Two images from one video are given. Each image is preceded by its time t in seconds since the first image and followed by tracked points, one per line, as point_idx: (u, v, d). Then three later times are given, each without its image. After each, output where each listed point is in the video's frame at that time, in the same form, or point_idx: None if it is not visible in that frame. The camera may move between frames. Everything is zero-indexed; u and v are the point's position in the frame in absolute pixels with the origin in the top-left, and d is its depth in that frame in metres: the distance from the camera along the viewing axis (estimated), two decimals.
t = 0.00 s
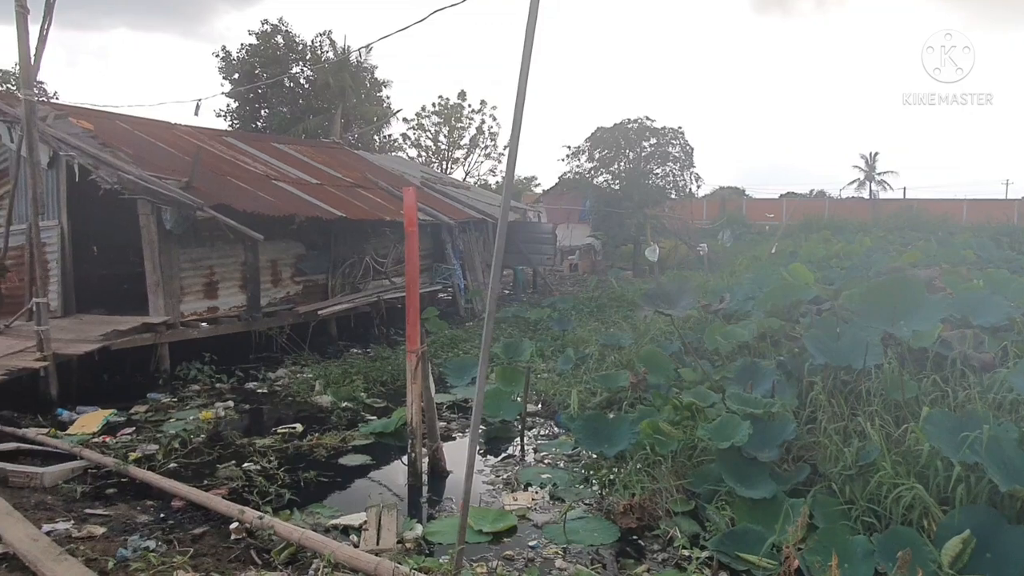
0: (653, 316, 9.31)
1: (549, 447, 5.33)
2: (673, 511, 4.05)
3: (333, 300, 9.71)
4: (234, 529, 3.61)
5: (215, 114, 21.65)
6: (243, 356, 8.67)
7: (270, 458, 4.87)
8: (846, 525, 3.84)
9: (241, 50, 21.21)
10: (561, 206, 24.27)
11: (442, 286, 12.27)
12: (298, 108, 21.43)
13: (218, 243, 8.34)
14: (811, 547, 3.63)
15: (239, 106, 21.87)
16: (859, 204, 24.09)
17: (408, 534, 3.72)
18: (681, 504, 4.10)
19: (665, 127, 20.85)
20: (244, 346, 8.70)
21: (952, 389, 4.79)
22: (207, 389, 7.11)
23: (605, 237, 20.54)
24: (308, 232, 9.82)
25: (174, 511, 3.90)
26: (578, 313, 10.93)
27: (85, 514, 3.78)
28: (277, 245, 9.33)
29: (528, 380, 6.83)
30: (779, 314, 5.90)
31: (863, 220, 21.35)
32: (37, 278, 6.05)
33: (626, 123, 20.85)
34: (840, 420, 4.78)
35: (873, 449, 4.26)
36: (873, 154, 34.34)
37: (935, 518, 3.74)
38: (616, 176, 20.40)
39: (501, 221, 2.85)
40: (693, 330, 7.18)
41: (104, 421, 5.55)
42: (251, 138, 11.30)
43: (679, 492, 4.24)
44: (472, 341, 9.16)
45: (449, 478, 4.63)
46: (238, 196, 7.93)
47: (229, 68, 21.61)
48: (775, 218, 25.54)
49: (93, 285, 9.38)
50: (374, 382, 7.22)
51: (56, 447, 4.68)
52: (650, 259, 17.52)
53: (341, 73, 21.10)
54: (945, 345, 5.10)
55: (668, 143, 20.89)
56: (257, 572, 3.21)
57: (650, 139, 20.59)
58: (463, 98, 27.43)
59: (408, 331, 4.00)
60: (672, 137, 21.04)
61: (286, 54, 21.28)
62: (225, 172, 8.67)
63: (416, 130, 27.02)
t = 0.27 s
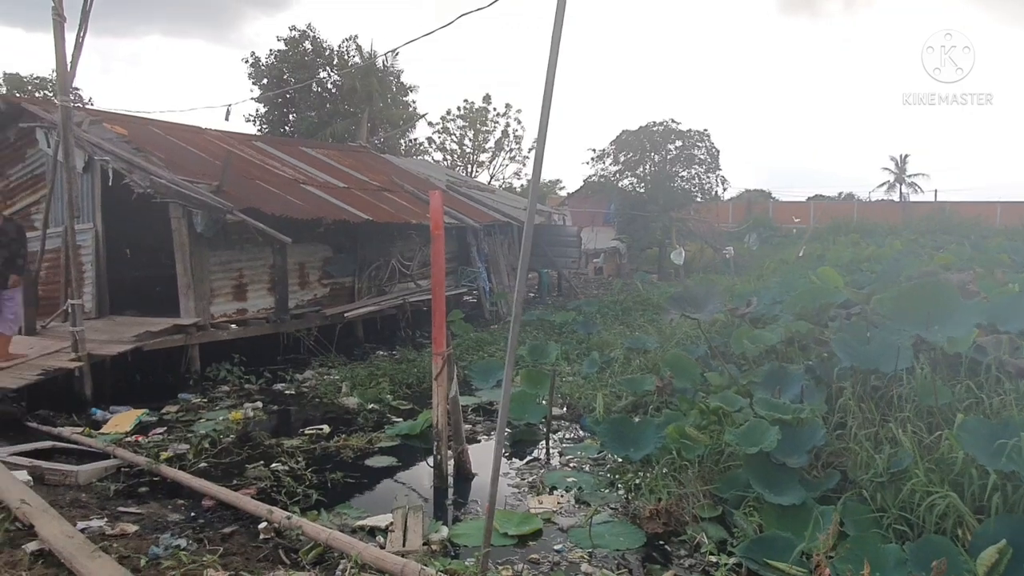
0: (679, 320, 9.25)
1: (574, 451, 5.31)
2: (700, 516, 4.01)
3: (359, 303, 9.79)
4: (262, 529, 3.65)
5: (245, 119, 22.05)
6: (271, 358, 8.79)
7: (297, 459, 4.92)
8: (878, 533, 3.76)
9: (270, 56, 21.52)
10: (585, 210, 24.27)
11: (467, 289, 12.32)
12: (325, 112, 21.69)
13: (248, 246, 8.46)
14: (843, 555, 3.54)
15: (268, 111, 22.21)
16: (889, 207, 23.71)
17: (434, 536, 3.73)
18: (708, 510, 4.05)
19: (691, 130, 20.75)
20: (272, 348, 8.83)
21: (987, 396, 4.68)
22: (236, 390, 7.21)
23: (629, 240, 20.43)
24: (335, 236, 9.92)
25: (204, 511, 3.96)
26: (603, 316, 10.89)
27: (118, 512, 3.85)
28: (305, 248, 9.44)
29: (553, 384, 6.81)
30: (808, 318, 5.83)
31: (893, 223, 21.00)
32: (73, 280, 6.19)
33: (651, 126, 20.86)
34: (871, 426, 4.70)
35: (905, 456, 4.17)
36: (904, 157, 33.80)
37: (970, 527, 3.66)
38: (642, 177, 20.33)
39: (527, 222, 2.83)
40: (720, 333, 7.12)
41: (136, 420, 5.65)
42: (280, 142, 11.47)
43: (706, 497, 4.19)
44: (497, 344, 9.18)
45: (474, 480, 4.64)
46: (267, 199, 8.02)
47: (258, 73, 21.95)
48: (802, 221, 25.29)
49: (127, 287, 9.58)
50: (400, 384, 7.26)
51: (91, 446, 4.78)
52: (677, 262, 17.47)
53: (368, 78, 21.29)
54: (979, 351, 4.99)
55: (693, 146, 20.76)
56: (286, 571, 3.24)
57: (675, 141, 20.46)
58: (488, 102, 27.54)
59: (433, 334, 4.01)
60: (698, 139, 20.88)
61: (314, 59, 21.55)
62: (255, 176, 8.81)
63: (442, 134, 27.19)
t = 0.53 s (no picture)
0: (704, 323, 9.19)
1: (597, 454, 5.29)
2: (725, 521, 3.97)
3: (382, 306, 9.85)
4: (287, 530, 3.68)
5: (271, 124, 22.36)
6: (296, 360, 8.88)
7: (322, 460, 4.96)
8: (907, 540, 3.68)
9: (295, 61, 21.78)
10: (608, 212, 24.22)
11: (490, 292, 12.35)
12: (349, 116, 21.88)
13: (273, 249, 8.57)
14: (872, 562, 3.46)
15: (294, 116, 22.47)
16: (916, 209, 23.38)
17: (457, 539, 3.73)
18: (733, 515, 4.00)
19: (714, 132, 20.63)
20: (297, 350, 8.92)
21: (1020, 401, 4.58)
22: (262, 392, 7.28)
23: (652, 243, 20.60)
24: (359, 239, 10.00)
25: (231, 511, 4.00)
26: (626, 319, 10.85)
27: (147, 512, 3.91)
28: (330, 251, 9.52)
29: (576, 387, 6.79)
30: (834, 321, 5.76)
31: (920, 225, 20.68)
32: (103, 283, 6.30)
33: (674, 129, 20.87)
34: (900, 431, 4.62)
35: (936, 462, 4.09)
36: (931, 158, 33.30)
37: (1004, 535, 3.57)
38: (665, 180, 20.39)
39: (551, 226, 2.82)
40: (746, 337, 7.06)
41: (165, 421, 5.74)
42: (306, 147, 11.62)
43: (731, 502, 4.15)
44: (520, 347, 9.19)
45: (497, 483, 4.64)
46: (293, 203, 8.10)
47: (284, 78, 22.22)
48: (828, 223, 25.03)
49: (155, 290, 9.74)
50: (423, 387, 7.30)
51: (121, 447, 4.87)
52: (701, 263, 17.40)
53: (392, 82, 21.46)
54: (1012, 355, 4.88)
55: (716, 148, 20.70)
56: (311, 572, 3.27)
57: (698, 144, 20.42)
58: (511, 105, 27.61)
59: (457, 337, 4.03)
60: (721, 141, 20.82)
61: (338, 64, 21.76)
62: (280, 180, 8.92)
63: (464, 137, 27.31)
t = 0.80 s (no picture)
0: (725, 324, 9.13)
1: (618, 455, 5.28)
2: (747, 523, 3.93)
3: (403, 305, 9.90)
4: (310, 528, 3.72)
5: (293, 126, 22.57)
6: (318, 360, 8.96)
7: (344, 459, 4.99)
8: (934, 544, 3.62)
9: (317, 63, 21.97)
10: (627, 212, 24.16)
11: (510, 292, 12.37)
12: (370, 118, 22.02)
13: (295, 250, 8.65)
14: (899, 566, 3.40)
15: (315, 118, 22.67)
16: (942, 208, 23.06)
17: (478, 538, 3.74)
18: (755, 517, 3.97)
19: (735, 131, 20.01)
20: (319, 350, 8.99)
21: None
22: (285, 391, 7.35)
23: (672, 243, 20.69)
24: (380, 239, 10.06)
25: (254, 510, 4.04)
26: (646, 319, 10.82)
27: (172, 509, 3.96)
28: (351, 251, 9.59)
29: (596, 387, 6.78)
30: (858, 322, 5.70)
31: (945, 224, 20.38)
32: (129, 284, 6.39)
33: (694, 127, 20.40)
34: (926, 433, 4.55)
35: (963, 464, 4.02)
36: (957, 156, 32.85)
37: None
38: (685, 180, 20.19)
39: (572, 225, 2.81)
40: (768, 337, 7.00)
41: (190, 420, 5.82)
42: (327, 148, 11.72)
43: (753, 504, 4.11)
44: (540, 347, 9.19)
45: (518, 483, 4.64)
46: (315, 204, 8.16)
47: (305, 81, 22.42)
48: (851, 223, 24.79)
49: (179, 290, 9.87)
50: (443, 387, 7.32)
51: (147, 445, 4.94)
52: (722, 263, 17.31)
53: (412, 84, 21.56)
54: None
55: (737, 147, 20.15)
56: (334, 570, 3.29)
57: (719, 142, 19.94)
58: (530, 106, 27.63)
59: (477, 337, 4.04)
60: (742, 139, 20.18)
61: (359, 66, 21.90)
62: (302, 181, 9.00)
63: (484, 137, 27.37)
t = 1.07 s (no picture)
0: (745, 322, 9.07)
1: (637, 454, 5.26)
2: (768, 524, 3.90)
3: (421, 305, 9.93)
4: (330, 526, 3.74)
5: (311, 127, 22.72)
6: (337, 359, 9.02)
7: (363, 458, 5.02)
8: (958, 545, 3.55)
9: (334, 64, 22.08)
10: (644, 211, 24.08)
11: (527, 292, 12.37)
12: (387, 118, 22.14)
13: (315, 250, 8.70)
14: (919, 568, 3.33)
15: (333, 119, 22.84)
16: (965, 205, 22.75)
17: (496, 537, 3.75)
18: (776, 518, 3.93)
19: (754, 128, 20.01)
20: (338, 349, 9.06)
21: None
22: (304, 390, 7.40)
23: (690, 242, 20.68)
24: (398, 239, 10.10)
25: (275, 508, 4.08)
26: (665, 318, 10.77)
27: (194, 507, 4.00)
28: (369, 251, 9.64)
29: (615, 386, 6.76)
30: (880, 320, 5.63)
31: (967, 221, 20.11)
32: (152, 284, 6.46)
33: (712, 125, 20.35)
34: (950, 433, 4.48)
35: (988, 465, 3.95)
36: (980, 152, 32.38)
37: None
38: (703, 178, 19.95)
39: (590, 224, 2.80)
40: (789, 335, 6.94)
41: (212, 418, 5.88)
42: (345, 148, 11.79)
43: (774, 504, 4.07)
44: (559, 346, 9.18)
45: (536, 483, 4.64)
46: (334, 204, 8.20)
47: (323, 81, 22.55)
48: (872, 220, 24.53)
49: (200, 290, 9.98)
50: (462, 386, 7.34)
51: (169, 443, 5.00)
52: (741, 262, 17.17)
53: (429, 84, 21.61)
54: None
55: (756, 145, 20.07)
56: (354, 568, 3.31)
57: (737, 140, 19.87)
58: (547, 104, 27.60)
59: (496, 336, 4.04)
60: (760, 138, 20.16)
61: (377, 66, 21.99)
62: (321, 181, 9.05)
63: (501, 137, 27.38)
